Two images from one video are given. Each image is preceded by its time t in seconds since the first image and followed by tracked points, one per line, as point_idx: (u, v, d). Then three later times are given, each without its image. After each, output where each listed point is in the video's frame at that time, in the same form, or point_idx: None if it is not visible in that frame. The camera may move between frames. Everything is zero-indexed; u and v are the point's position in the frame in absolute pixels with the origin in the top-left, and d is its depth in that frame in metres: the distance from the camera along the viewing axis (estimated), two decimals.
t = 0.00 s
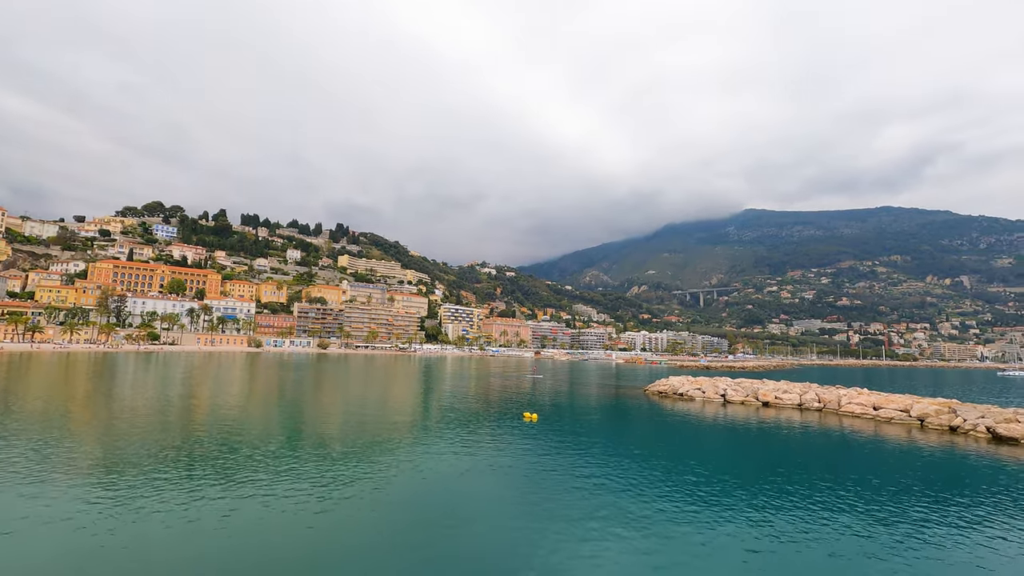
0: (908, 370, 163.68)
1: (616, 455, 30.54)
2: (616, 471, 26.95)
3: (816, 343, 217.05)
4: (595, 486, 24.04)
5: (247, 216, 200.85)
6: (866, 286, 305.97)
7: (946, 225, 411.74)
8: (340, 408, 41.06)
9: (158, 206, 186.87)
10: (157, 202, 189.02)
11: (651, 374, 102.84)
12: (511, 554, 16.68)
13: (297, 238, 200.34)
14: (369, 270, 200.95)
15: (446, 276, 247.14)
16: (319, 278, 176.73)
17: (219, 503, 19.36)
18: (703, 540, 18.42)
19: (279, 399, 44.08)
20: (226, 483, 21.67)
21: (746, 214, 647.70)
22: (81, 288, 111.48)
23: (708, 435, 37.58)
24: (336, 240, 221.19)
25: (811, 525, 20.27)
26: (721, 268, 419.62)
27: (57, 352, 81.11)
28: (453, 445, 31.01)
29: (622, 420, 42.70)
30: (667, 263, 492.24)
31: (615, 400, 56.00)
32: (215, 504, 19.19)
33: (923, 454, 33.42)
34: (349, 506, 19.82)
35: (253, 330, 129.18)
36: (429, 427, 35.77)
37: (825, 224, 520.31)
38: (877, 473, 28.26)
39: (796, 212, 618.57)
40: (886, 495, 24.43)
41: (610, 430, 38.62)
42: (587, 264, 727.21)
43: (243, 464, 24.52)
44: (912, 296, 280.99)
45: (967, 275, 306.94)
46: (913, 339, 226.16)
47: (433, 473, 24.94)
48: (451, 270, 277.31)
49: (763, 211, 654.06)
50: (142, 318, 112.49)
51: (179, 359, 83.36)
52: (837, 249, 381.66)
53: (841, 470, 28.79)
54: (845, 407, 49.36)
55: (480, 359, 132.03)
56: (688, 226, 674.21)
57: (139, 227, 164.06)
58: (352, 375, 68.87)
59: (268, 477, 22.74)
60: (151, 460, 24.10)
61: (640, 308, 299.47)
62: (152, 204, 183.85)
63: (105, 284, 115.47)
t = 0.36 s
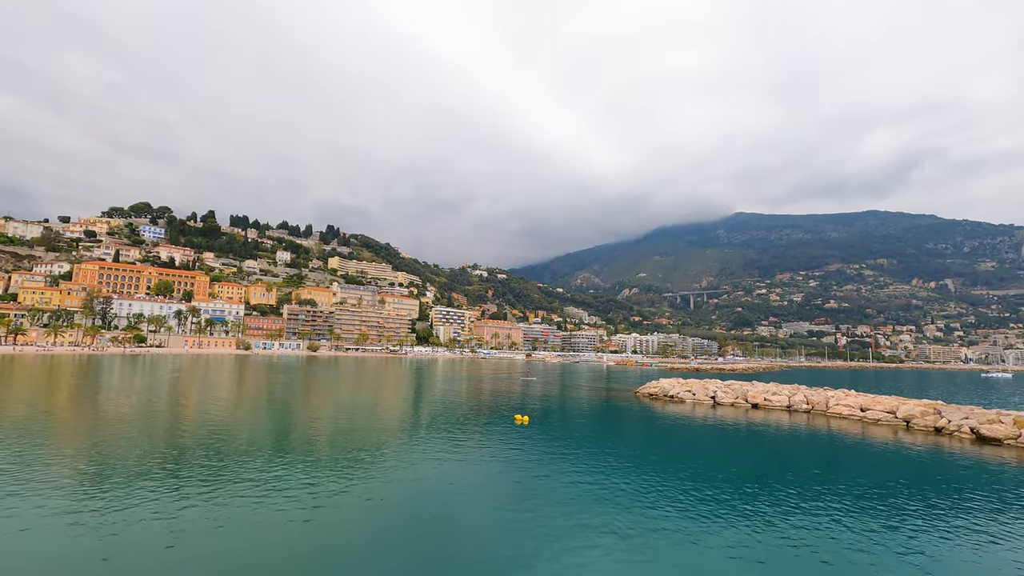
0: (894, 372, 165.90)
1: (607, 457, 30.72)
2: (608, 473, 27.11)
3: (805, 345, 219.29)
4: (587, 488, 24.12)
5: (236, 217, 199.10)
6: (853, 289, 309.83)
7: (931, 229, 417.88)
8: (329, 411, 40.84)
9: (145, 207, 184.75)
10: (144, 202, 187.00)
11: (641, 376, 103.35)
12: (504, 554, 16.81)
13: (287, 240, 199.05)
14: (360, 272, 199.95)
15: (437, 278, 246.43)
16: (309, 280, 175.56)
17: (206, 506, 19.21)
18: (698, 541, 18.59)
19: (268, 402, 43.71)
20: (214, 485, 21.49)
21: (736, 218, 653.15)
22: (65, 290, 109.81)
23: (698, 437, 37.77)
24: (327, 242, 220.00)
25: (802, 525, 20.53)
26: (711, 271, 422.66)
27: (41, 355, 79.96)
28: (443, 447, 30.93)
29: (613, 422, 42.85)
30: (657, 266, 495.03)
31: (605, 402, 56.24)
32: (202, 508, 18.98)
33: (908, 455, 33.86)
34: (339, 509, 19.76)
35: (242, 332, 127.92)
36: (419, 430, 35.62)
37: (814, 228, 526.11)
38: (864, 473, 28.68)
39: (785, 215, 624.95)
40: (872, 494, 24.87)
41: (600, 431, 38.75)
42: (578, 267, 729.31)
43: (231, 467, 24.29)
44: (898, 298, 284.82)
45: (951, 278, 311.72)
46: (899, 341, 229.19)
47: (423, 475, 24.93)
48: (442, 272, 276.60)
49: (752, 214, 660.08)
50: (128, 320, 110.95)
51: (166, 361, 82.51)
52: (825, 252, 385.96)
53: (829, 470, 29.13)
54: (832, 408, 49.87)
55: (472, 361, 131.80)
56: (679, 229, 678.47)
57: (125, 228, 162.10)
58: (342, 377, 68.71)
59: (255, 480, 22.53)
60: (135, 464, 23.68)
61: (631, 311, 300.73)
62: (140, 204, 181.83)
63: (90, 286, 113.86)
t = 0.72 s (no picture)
0: (880, 373, 168.02)
1: (597, 456, 30.81)
2: (599, 472, 27.14)
3: (793, 346, 221.50)
4: (576, 487, 24.14)
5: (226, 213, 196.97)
6: (841, 291, 313.33)
7: (918, 232, 423.42)
8: (319, 409, 40.60)
9: (133, 202, 182.44)
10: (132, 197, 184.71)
11: (632, 376, 103.87)
12: (494, 553, 16.77)
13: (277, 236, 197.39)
14: (350, 270, 198.88)
15: (429, 276, 245.46)
16: (299, 277, 174.21)
17: (194, 504, 18.94)
18: (688, 540, 18.65)
19: (257, 399, 43.32)
20: (200, 484, 21.18)
21: (727, 219, 657.89)
22: (50, 285, 108.08)
23: (686, 437, 37.95)
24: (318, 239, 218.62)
25: (791, 524, 20.64)
26: (701, 271, 425.50)
27: (24, 351, 78.61)
28: (434, 446, 30.79)
29: (603, 422, 42.96)
30: (648, 266, 497.77)
31: (596, 401, 56.40)
32: (189, 506, 18.73)
33: (893, 454, 34.31)
34: (328, 508, 19.55)
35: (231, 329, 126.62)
36: (409, 428, 35.47)
37: (803, 230, 531.52)
38: (852, 473, 28.97)
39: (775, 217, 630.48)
40: (857, 493, 25.17)
41: (590, 431, 38.84)
42: (570, 266, 731.04)
43: (219, 465, 23.98)
44: (885, 300, 288.47)
45: (936, 281, 316.30)
46: (885, 343, 232.18)
47: (413, 474, 24.78)
48: (433, 270, 275.91)
49: (742, 215, 665.28)
50: (114, 316, 109.41)
51: (152, 358, 81.56)
52: (814, 254, 389.90)
53: (815, 470, 29.43)
54: (819, 408, 50.40)
55: (462, 360, 131.60)
56: (670, 229, 682.27)
57: (112, 223, 160.03)
58: (332, 375, 68.34)
59: (243, 478, 22.24)
60: (121, 462, 23.32)
61: (622, 310, 301.98)
62: (127, 199, 179.54)
63: (75, 281, 112.12)
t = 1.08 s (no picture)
0: (859, 372, 171.33)
1: (583, 455, 30.99)
2: (585, 471, 27.24)
3: (776, 346, 224.84)
4: (561, 486, 24.17)
5: (208, 208, 193.83)
6: (823, 292, 318.75)
7: (897, 235, 432.03)
8: (303, 407, 40.19)
9: (112, 196, 178.59)
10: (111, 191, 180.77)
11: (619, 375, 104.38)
12: (474, 554, 16.65)
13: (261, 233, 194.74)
14: (336, 267, 197.04)
15: (415, 274, 244.16)
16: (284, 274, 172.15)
17: (170, 504, 18.64)
18: (671, 539, 18.75)
19: (240, 398, 42.70)
20: (180, 484, 20.78)
21: (712, 220, 664.77)
22: (25, 280, 105.30)
23: (670, 436, 38.24)
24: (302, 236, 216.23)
25: (775, 523, 20.83)
26: (687, 272, 429.52)
27: None
28: (419, 445, 30.63)
29: (589, 421, 43.12)
30: (634, 266, 501.29)
31: (582, 400, 56.55)
32: (168, 507, 18.38)
33: (872, 453, 34.97)
34: (307, 507, 19.32)
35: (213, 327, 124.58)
36: (394, 427, 35.28)
37: (786, 232, 539.23)
38: (832, 471, 29.48)
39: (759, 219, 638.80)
40: (837, 492, 25.55)
41: (576, 430, 38.90)
42: (557, 266, 732.89)
43: (199, 464, 23.69)
44: (865, 301, 294.16)
45: (914, 283, 323.18)
46: (865, 343, 236.73)
47: (397, 473, 24.63)
48: (420, 268, 274.61)
49: (727, 217, 672.87)
50: (92, 313, 106.99)
51: (132, 355, 79.97)
52: (796, 256, 395.95)
53: (796, 468, 29.83)
54: (800, 408, 51.16)
55: (449, 359, 131.27)
56: (656, 230, 687.50)
57: (91, 217, 156.49)
58: (317, 373, 67.59)
59: (225, 478, 21.90)
60: (97, 462, 22.78)
61: (608, 310, 303.63)
62: (106, 193, 175.61)
63: (52, 276, 109.37)
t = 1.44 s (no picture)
0: (849, 375, 172.81)
1: (576, 456, 31.06)
2: (579, 473, 27.28)
3: (767, 348, 226.44)
4: (553, 487, 24.29)
5: (199, 208, 192.24)
6: (813, 295, 321.65)
7: (886, 239, 436.82)
8: (295, 409, 40.06)
9: (101, 195, 176.74)
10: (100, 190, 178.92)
11: (611, 377, 104.73)
12: (468, 556, 16.58)
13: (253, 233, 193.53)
14: (328, 269, 196.16)
15: (408, 275, 243.35)
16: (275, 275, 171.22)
17: (159, 506, 18.46)
18: (666, 541, 18.79)
19: (231, 399, 42.33)
20: (169, 485, 20.65)
21: (705, 223, 668.88)
22: (11, 280, 103.80)
23: (662, 438, 38.43)
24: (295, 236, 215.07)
25: (768, 524, 20.95)
26: (679, 274, 431.71)
27: None
28: (410, 446, 30.62)
29: (581, 423, 43.14)
30: (627, 268, 503.29)
31: (575, 402, 56.53)
32: (157, 508, 18.21)
33: (861, 455, 35.28)
34: (300, 509, 19.17)
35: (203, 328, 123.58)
36: (386, 429, 35.17)
37: (777, 235, 543.43)
38: (824, 473, 29.72)
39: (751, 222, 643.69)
40: (824, 492, 25.90)
41: (568, 432, 38.91)
42: (550, 268, 733.82)
43: (188, 466, 23.53)
44: (855, 305, 297.08)
45: (903, 286, 326.98)
46: (854, 346, 239.05)
47: (389, 475, 24.56)
48: (413, 269, 274.05)
49: (719, 220, 677.23)
50: (80, 313, 105.65)
51: (121, 356, 79.34)
52: (787, 259, 399.12)
53: (786, 470, 30.09)
54: (791, 410, 51.54)
55: (441, 360, 131.05)
56: (649, 232, 690.67)
57: (79, 216, 154.77)
58: (309, 375, 67.27)
59: (215, 480, 21.76)
60: (85, 463, 22.57)
61: (601, 312, 304.57)
62: (95, 192, 173.80)
63: (39, 276, 107.98)
